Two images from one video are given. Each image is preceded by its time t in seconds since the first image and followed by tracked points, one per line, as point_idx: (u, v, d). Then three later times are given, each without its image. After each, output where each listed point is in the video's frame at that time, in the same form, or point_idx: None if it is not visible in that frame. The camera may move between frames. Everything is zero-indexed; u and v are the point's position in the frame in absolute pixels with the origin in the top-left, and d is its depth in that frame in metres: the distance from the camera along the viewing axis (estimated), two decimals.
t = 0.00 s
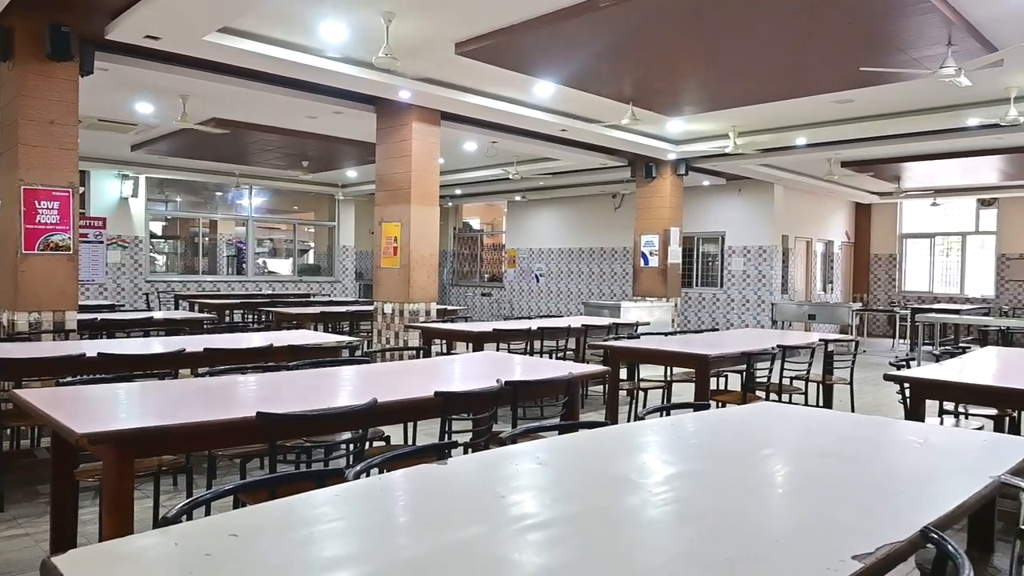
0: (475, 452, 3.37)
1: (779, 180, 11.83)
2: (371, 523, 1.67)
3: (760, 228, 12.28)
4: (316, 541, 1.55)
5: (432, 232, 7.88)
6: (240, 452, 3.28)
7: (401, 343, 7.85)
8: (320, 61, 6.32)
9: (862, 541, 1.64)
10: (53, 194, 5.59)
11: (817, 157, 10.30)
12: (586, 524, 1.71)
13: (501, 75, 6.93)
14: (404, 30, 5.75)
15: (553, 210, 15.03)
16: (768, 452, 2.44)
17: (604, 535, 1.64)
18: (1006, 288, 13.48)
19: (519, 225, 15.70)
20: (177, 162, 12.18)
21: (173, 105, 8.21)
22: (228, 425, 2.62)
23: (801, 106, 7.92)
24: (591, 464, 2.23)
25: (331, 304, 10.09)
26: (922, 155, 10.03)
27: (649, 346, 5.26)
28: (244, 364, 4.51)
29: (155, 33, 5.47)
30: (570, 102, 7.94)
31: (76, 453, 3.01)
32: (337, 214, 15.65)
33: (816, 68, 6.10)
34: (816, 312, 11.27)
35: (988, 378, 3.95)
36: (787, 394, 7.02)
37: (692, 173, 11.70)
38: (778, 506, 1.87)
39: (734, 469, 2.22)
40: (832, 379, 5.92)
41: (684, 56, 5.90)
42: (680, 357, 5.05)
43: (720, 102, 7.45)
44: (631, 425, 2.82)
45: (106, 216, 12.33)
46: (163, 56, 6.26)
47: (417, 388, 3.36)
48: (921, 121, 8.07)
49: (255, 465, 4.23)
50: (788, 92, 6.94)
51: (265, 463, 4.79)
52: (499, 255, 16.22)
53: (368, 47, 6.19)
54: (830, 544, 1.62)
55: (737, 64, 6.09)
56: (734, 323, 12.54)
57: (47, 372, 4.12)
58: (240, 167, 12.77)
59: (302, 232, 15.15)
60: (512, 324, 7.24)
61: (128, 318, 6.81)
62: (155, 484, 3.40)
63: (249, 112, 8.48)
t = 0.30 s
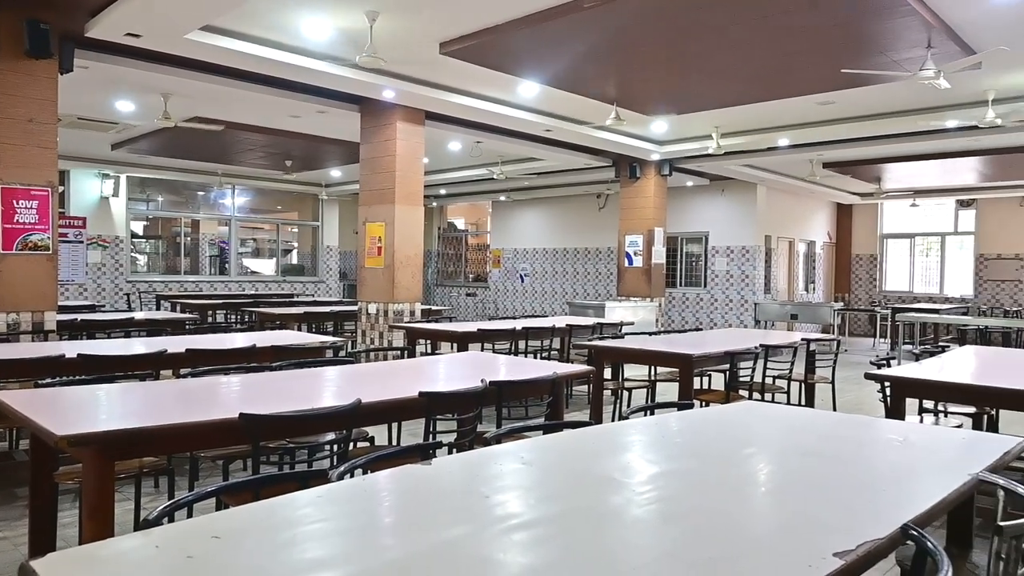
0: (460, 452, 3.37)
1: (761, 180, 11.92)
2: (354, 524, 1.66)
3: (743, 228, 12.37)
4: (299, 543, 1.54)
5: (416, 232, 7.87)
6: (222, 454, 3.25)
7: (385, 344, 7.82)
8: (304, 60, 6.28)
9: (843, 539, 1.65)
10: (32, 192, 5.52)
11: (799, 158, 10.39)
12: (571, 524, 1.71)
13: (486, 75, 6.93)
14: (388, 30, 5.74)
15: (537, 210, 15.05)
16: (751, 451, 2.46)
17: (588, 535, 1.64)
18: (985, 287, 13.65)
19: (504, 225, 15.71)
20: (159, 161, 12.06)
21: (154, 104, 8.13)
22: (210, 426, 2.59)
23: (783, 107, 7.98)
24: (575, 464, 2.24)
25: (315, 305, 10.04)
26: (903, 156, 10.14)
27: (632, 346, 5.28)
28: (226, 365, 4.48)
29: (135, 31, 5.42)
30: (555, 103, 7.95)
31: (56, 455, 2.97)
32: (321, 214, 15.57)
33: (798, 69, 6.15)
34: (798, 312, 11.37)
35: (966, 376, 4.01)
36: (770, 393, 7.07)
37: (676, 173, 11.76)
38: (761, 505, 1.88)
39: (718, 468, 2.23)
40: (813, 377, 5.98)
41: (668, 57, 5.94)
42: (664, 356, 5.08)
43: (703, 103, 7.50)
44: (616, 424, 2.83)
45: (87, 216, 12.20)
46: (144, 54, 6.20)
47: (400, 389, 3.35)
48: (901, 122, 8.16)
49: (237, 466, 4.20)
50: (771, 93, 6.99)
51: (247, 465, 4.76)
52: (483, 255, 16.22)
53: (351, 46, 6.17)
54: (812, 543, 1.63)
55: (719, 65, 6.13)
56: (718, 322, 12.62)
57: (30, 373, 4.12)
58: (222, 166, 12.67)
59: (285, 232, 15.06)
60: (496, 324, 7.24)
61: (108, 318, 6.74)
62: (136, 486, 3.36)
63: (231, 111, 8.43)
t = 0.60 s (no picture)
0: (445, 453, 3.36)
1: (745, 181, 12.00)
2: (338, 526, 1.65)
3: (728, 229, 12.44)
4: (283, 545, 1.53)
5: (402, 232, 7.84)
6: (205, 455, 3.23)
7: (370, 344, 7.79)
8: (288, 59, 6.25)
9: (826, 536, 1.67)
10: (11, 192, 5.45)
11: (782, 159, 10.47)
12: (556, 524, 1.72)
13: (471, 74, 6.92)
14: (373, 29, 5.72)
15: (522, 211, 15.06)
16: (736, 449, 2.48)
17: (573, 535, 1.64)
18: (965, 288, 13.83)
19: (489, 225, 15.70)
20: (141, 160, 11.94)
21: (136, 102, 8.05)
22: (193, 427, 2.57)
23: (766, 108, 8.04)
24: (561, 464, 2.24)
25: (299, 305, 10.00)
26: (884, 158, 10.24)
27: (617, 347, 5.30)
28: (209, 366, 4.45)
29: (117, 29, 5.37)
30: (540, 103, 7.96)
31: (35, 457, 2.93)
32: (305, 214, 15.49)
33: (781, 71, 6.19)
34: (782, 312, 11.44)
35: (946, 375, 4.06)
36: (754, 393, 7.12)
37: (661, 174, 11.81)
38: (745, 503, 1.90)
39: (703, 467, 2.25)
40: (797, 377, 6.02)
41: (652, 58, 5.96)
42: (649, 356, 5.10)
43: (688, 104, 7.54)
44: (601, 424, 2.84)
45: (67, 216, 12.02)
46: (126, 52, 6.14)
47: (386, 389, 3.34)
48: (882, 124, 8.25)
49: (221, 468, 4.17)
50: (754, 94, 7.04)
51: (231, 466, 4.72)
52: (469, 255, 16.20)
53: (336, 46, 6.15)
54: (796, 540, 1.64)
55: (704, 66, 6.16)
56: (702, 322, 12.69)
57: (8, 376, 4.00)
58: (204, 166, 12.56)
59: (269, 232, 14.97)
60: (482, 324, 7.25)
61: (89, 318, 6.67)
62: (117, 488, 3.33)
63: (214, 111, 8.36)
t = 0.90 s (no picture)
0: (429, 453, 3.35)
1: (728, 182, 12.07)
2: (322, 527, 1.65)
3: (711, 229, 12.52)
4: (266, 547, 1.52)
5: (386, 232, 7.82)
6: (187, 458, 3.20)
7: (354, 345, 7.77)
8: (271, 58, 6.22)
9: (808, 534, 1.69)
10: None
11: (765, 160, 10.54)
12: (540, 524, 1.72)
13: (455, 74, 6.91)
14: (356, 29, 5.70)
15: (507, 211, 15.07)
16: (719, 448, 2.50)
17: (557, 535, 1.65)
18: (944, 288, 14.00)
19: (474, 226, 15.69)
20: (121, 159, 11.82)
21: (116, 101, 7.97)
22: (175, 430, 2.55)
23: (748, 110, 8.10)
24: (545, 464, 2.24)
25: (282, 306, 9.94)
26: (865, 159, 10.35)
27: (601, 347, 5.32)
28: (190, 367, 4.41)
29: (97, 27, 5.31)
30: (524, 103, 7.96)
31: (13, 460, 2.89)
32: (288, 214, 15.40)
33: (763, 73, 6.24)
34: (764, 312, 11.52)
35: (925, 374, 4.10)
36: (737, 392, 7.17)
37: (645, 174, 11.86)
38: (728, 502, 1.91)
39: (686, 466, 2.26)
40: (779, 376, 6.07)
41: (636, 59, 5.99)
42: (633, 356, 5.12)
43: (671, 105, 7.58)
44: (586, 424, 2.85)
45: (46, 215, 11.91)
46: (106, 50, 6.07)
47: (369, 390, 3.33)
48: (863, 125, 8.33)
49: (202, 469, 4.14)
50: (737, 96, 7.10)
51: (213, 468, 4.69)
52: (453, 255, 16.18)
53: (319, 45, 6.12)
54: (778, 538, 1.66)
55: (686, 68, 6.20)
56: (686, 322, 12.76)
57: None
58: (187, 165, 12.45)
59: (252, 232, 14.87)
60: (466, 324, 7.25)
61: (68, 320, 6.59)
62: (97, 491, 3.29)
63: (196, 110, 8.29)
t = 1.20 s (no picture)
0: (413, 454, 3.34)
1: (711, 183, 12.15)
2: (305, 528, 1.64)
3: (694, 230, 12.59)
4: (249, 549, 1.51)
5: (369, 232, 7.79)
6: (168, 460, 3.17)
7: (337, 346, 7.73)
8: (253, 57, 6.17)
9: (790, 532, 1.70)
10: None
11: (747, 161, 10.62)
12: (524, 524, 1.72)
13: (439, 74, 6.90)
14: (340, 28, 5.68)
15: (491, 212, 15.07)
16: (702, 448, 2.51)
17: (540, 535, 1.65)
18: (923, 288, 14.18)
19: (458, 226, 15.67)
20: (101, 158, 11.69)
21: (95, 99, 7.88)
22: (155, 431, 2.53)
23: (731, 111, 8.16)
24: (529, 464, 2.24)
25: (264, 307, 9.87)
26: (845, 161, 10.46)
27: (585, 347, 5.33)
28: (172, 368, 4.38)
29: (75, 24, 5.25)
30: (508, 104, 7.97)
31: None
32: (271, 214, 15.31)
33: (746, 75, 6.29)
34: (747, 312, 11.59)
35: (905, 373, 4.15)
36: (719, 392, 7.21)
37: (629, 175, 11.91)
38: (711, 501, 1.93)
39: (669, 465, 2.27)
40: (761, 376, 6.11)
41: (620, 60, 6.01)
42: (617, 357, 5.13)
43: (654, 106, 7.61)
44: (570, 424, 2.85)
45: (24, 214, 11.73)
46: (85, 48, 6.00)
47: (353, 391, 3.32)
48: (843, 127, 8.42)
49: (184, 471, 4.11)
50: (719, 97, 7.14)
51: (194, 470, 4.65)
52: (437, 255, 16.15)
53: (302, 44, 6.09)
54: (760, 535, 1.68)
55: (670, 68, 6.23)
56: (669, 322, 12.83)
57: None
58: (168, 164, 12.34)
59: (234, 231, 14.76)
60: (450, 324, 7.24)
61: (46, 320, 6.50)
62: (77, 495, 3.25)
63: (177, 108, 8.22)
